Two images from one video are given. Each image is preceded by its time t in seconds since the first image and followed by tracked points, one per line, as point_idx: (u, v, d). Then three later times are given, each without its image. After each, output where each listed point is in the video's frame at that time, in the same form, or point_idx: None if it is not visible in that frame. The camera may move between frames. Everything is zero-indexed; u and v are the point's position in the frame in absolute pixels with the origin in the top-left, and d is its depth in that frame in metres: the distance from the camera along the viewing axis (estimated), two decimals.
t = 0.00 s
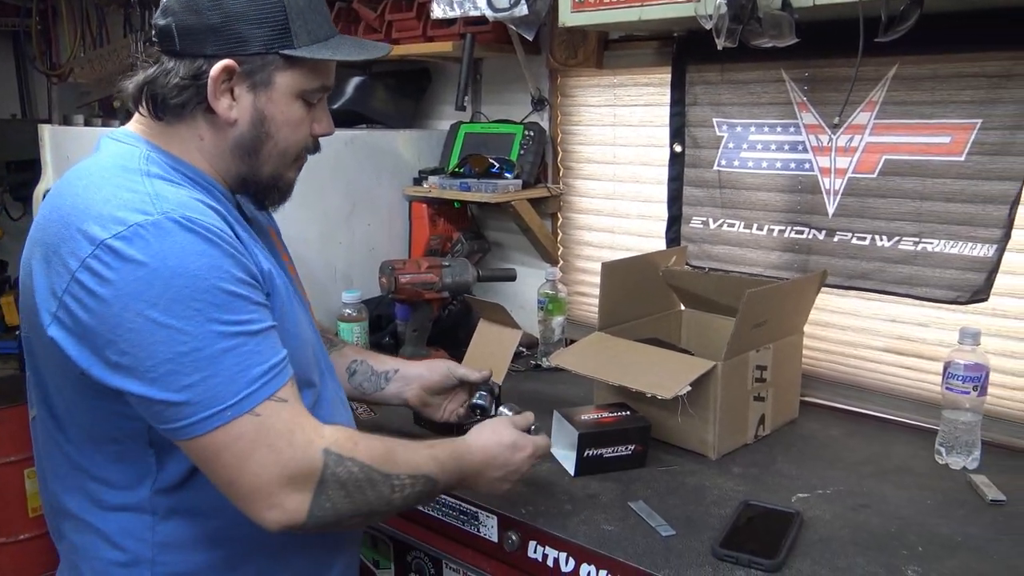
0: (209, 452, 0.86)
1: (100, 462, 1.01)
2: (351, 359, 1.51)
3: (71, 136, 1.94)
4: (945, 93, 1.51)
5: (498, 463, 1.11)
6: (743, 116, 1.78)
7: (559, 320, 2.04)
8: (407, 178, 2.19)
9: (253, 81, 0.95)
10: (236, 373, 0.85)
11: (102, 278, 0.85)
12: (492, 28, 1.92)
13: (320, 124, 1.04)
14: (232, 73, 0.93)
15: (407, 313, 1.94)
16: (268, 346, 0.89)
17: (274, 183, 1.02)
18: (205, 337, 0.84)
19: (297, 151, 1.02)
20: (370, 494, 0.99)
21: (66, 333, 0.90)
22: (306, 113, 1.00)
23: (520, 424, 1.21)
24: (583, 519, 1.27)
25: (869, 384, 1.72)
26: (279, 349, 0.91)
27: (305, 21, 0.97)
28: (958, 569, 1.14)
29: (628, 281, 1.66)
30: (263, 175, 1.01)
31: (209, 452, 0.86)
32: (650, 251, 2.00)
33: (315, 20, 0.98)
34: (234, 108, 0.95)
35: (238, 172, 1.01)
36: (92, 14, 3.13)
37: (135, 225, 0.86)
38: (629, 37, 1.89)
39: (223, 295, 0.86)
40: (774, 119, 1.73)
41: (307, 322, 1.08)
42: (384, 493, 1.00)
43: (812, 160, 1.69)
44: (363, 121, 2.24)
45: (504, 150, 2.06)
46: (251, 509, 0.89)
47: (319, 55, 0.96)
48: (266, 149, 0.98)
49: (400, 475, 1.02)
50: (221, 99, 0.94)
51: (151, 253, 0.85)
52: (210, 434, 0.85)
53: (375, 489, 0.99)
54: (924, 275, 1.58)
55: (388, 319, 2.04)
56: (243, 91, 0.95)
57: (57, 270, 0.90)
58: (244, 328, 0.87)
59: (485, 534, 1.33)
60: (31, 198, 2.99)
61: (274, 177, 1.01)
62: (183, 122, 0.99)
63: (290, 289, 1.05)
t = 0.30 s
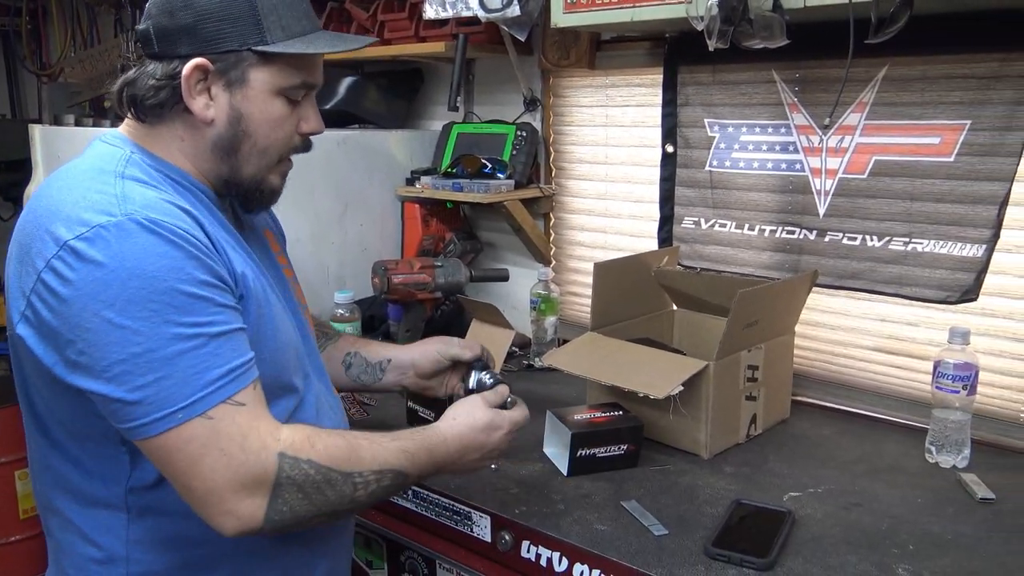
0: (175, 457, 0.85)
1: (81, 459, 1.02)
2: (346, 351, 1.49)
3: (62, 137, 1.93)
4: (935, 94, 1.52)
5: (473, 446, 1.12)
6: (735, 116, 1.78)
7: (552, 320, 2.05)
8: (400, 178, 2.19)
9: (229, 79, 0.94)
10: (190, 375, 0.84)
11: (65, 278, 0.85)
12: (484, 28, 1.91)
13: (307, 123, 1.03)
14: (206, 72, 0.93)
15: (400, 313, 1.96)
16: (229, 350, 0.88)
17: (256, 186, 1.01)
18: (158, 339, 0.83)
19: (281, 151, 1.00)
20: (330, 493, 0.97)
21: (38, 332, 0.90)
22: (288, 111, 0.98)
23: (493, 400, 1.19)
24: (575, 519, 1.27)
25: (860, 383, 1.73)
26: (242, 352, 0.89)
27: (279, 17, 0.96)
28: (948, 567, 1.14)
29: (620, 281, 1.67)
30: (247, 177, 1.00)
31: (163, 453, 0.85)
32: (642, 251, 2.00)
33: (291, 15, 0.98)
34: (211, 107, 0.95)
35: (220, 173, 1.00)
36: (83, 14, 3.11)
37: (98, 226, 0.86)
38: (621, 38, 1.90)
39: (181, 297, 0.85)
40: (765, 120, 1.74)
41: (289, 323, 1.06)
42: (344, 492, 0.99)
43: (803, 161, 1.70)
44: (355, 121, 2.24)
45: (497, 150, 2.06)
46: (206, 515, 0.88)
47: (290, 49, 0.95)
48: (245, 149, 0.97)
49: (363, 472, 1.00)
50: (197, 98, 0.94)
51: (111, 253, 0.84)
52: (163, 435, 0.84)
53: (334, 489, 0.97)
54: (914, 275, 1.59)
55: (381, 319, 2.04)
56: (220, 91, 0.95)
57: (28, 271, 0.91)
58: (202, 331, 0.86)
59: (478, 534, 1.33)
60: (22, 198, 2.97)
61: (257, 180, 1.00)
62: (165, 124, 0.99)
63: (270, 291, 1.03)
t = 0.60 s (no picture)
0: (166, 458, 0.85)
1: (73, 457, 1.02)
2: (334, 349, 1.49)
3: (53, 139, 1.93)
4: (926, 96, 1.53)
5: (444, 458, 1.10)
6: (727, 118, 1.79)
7: (546, 321, 2.05)
8: (393, 179, 2.19)
9: (215, 80, 0.94)
10: (158, 379, 0.84)
11: (44, 277, 0.85)
12: (477, 30, 1.93)
13: (296, 124, 1.02)
14: (192, 74, 0.93)
15: (393, 315, 1.95)
16: (203, 355, 0.87)
17: (250, 185, 1.00)
18: (129, 342, 0.83)
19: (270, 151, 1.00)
20: (294, 504, 0.96)
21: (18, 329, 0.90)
22: (275, 112, 0.98)
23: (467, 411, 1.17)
24: (570, 520, 1.27)
25: (853, 383, 1.73)
26: (217, 358, 0.89)
27: (265, 19, 0.95)
28: (940, 566, 1.15)
29: (613, 282, 1.67)
30: (237, 177, 0.99)
31: (127, 454, 0.85)
32: (635, 252, 2.01)
33: (277, 17, 0.97)
34: (197, 109, 0.95)
35: (211, 173, 1.00)
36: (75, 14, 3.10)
37: (78, 227, 0.86)
38: (614, 39, 1.90)
39: (156, 300, 0.85)
40: (757, 121, 1.74)
41: (277, 327, 1.05)
42: (310, 503, 0.97)
43: (795, 162, 1.71)
44: (348, 122, 2.24)
45: (490, 151, 2.06)
46: (168, 521, 0.88)
47: (277, 52, 0.94)
48: (232, 150, 0.97)
49: (328, 483, 0.98)
50: (184, 100, 0.94)
51: (89, 254, 0.84)
52: (127, 438, 0.84)
53: (299, 501, 0.96)
54: (906, 275, 1.60)
55: (374, 320, 2.04)
56: (206, 92, 0.94)
57: (11, 268, 0.91)
58: (175, 335, 0.85)
59: (473, 535, 1.33)
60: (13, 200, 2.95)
61: (249, 178, 1.00)
62: (153, 123, 1.00)
63: (257, 294, 1.03)
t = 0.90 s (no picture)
0: (164, 458, 0.85)
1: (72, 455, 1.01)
2: (328, 362, 1.49)
3: (47, 139, 1.92)
4: (922, 98, 1.54)
5: (428, 479, 1.08)
6: (724, 119, 1.79)
7: (542, 322, 2.05)
8: (389, 180, 2.19)
9: (206, 84, 0.94)
10: (154, 379, 0.84)
11: (45, 275, 0.85)
12: (474, 31, 1.90)
13: (288, 130, 1.01)
14: (184, 77, 0.93)
15: (389, 317, 1.95)
16: (200, 355, 0.87)
17: (239, 187, 0.99)
18: (127, 341, 0.83)
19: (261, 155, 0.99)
20: (286, 511, 0.95)
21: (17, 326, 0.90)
22: (266, 118, 0.97)
23: (454, 435, 1.14)
24: (566, 522, 1.27)
25: (849, 385, 1.74)
26: (214, 359, 0.88)
27: (259, 25, 0.95)
28: (936, 567, 1.15)
29: (610, 283, 1.67)
30: (227, 179, 0.99)
31: (119, 452, 0.84)
32: (631, 253, 2.01)
33: (272, 24, 0.97)
34: (188, 110, 0.95)
35: (202, 176, 1.00)
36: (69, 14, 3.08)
37: (79, 225, 0.86)
38: (610, 41, 1.90)
39: (154, 299, 0.84)
40: (754, 123, 1.75)
41: (274, 328, 1.05)
42: (301, 511, 0.96)
43: (791, 164, 1.71)
44: (344, 123, 2.23)
45: (486, 152, 2.06)
46: (158, 521, 0.87)
47: (268, 58, 0.93)
48: (222, 153, 0.96)
49: (318, 493, 0.97)
50: (174, 101, 0.94)
51: (89, 252, 0.84)
52: (121, 436, 0.83)
53: (290, 508, 0.95)
54: (901, 277, 1.60)
55: (370, 322, 2.03)
56: (197, 94, 0.94)
57: (12, 265, 0.90)
58: (173, 335, 0.85)
59: (470, 537, 1.33)
60: (8, 200, 2.94)
61: (240, 181, 0.99)
62: (147, 121, 0.99)
63: (255, 294, 1.02)
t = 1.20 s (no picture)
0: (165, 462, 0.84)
1: (74, 455, 1.01)
2: (321, 356, 1.49)
3: (44, 139, 1.91)
4: (922, 99, 1.53)
5: (439, 442, 1.06)
6: (723, 120, 1.79)
7: (541, 323, 2.05)
8: (388, 181, 2.18)
9: (218, 88, 0.93)
10: (167, 375, 0.83)
11: (57, 270, 0.84)
12: (473, 32, 1.90)
13: (297, 139, 1.01)
14: (197, 80, 0.92)
15: (387, 317, 1.96)
16: (212, 352, 0.86)
17: (244, 193, 0.99)
18: (141, 337, 0.82)
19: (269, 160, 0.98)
20: (296, 497, 0.95)
21: (26, 321, 0.89)
22: (276, 126, 0.97)
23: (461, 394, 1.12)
24: (566, 523, 1.27)
25: (849, 386, 1.74)
26: (225, 356, 0.88)
27: (274, 33, 0.95)
28: (936, 570, 1.15)
29: (610, 284, 1.67)
30: (233, 184, 0.98)
31: (127, 450, 0.84)
32: (630, 254, 2.01)
33: (286, 32, 0.96)
34: (199, 113, 0.94)
35: (209, 180, 0.99)
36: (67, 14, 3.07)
37: (92, 221, 0.85)
38: (609, 41, 1.90)
39: (167, 296, 0.84)
40: (753, 124, 1.74)
41: (277, 329, 1.04)
42: (311, 494, 0.96)
43: (790, 165, 1.71)
44: (342, 124, 2.23)
45: (485, 153, 2.06)
46: (171, 519, 0.86)
47: (281, 66, 0.93)
48: (230, 158, 0.96)
49: (329, 474, 0.97)
50: (186, 104, 0.93)
51: (103, 248, 0.83)
52: (132, 432, 0.83)
53: (300, 492, 0.95)
54: (901, 278, 1.60)
55: (369, 323, 2.03)
56: (209, 98, 0.94)
57: (21, 260, 0.89)
58: (186, 331, 0.85)
59: (469, 539, 1.33)
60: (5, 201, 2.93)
61: (245, 186, 0.99)
62: (158, 122, 0.98)
63: (260, 296, 1.02)
